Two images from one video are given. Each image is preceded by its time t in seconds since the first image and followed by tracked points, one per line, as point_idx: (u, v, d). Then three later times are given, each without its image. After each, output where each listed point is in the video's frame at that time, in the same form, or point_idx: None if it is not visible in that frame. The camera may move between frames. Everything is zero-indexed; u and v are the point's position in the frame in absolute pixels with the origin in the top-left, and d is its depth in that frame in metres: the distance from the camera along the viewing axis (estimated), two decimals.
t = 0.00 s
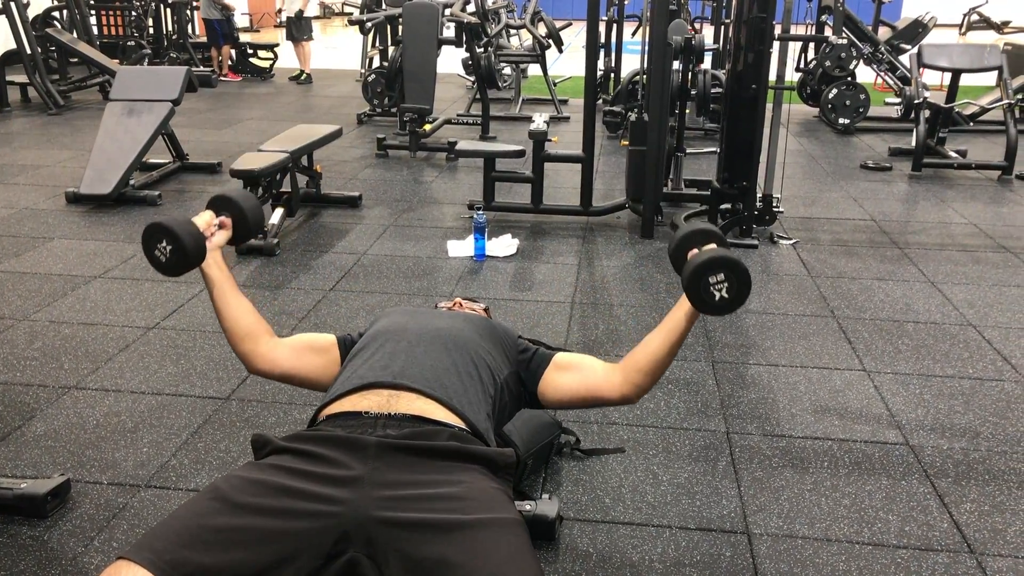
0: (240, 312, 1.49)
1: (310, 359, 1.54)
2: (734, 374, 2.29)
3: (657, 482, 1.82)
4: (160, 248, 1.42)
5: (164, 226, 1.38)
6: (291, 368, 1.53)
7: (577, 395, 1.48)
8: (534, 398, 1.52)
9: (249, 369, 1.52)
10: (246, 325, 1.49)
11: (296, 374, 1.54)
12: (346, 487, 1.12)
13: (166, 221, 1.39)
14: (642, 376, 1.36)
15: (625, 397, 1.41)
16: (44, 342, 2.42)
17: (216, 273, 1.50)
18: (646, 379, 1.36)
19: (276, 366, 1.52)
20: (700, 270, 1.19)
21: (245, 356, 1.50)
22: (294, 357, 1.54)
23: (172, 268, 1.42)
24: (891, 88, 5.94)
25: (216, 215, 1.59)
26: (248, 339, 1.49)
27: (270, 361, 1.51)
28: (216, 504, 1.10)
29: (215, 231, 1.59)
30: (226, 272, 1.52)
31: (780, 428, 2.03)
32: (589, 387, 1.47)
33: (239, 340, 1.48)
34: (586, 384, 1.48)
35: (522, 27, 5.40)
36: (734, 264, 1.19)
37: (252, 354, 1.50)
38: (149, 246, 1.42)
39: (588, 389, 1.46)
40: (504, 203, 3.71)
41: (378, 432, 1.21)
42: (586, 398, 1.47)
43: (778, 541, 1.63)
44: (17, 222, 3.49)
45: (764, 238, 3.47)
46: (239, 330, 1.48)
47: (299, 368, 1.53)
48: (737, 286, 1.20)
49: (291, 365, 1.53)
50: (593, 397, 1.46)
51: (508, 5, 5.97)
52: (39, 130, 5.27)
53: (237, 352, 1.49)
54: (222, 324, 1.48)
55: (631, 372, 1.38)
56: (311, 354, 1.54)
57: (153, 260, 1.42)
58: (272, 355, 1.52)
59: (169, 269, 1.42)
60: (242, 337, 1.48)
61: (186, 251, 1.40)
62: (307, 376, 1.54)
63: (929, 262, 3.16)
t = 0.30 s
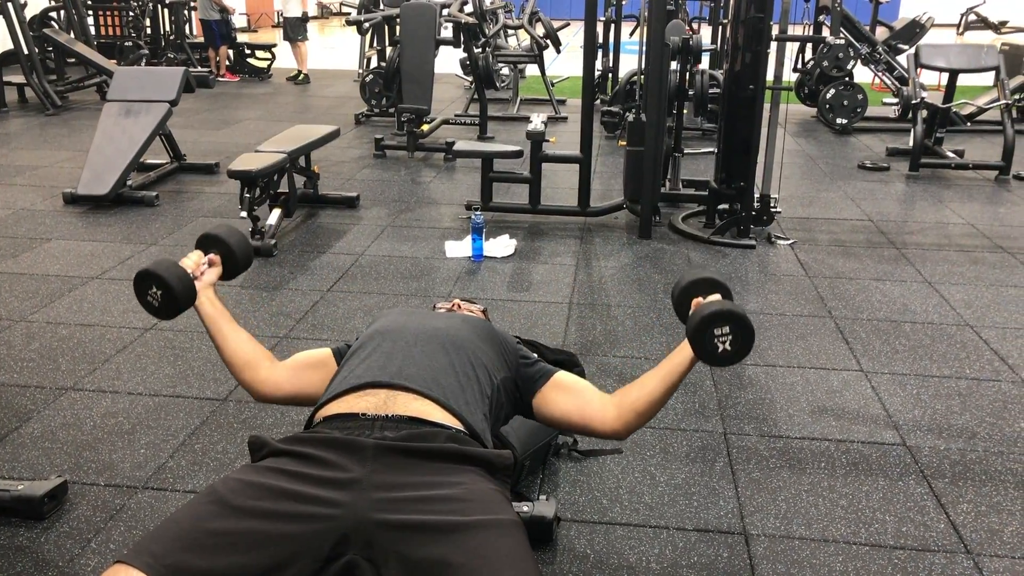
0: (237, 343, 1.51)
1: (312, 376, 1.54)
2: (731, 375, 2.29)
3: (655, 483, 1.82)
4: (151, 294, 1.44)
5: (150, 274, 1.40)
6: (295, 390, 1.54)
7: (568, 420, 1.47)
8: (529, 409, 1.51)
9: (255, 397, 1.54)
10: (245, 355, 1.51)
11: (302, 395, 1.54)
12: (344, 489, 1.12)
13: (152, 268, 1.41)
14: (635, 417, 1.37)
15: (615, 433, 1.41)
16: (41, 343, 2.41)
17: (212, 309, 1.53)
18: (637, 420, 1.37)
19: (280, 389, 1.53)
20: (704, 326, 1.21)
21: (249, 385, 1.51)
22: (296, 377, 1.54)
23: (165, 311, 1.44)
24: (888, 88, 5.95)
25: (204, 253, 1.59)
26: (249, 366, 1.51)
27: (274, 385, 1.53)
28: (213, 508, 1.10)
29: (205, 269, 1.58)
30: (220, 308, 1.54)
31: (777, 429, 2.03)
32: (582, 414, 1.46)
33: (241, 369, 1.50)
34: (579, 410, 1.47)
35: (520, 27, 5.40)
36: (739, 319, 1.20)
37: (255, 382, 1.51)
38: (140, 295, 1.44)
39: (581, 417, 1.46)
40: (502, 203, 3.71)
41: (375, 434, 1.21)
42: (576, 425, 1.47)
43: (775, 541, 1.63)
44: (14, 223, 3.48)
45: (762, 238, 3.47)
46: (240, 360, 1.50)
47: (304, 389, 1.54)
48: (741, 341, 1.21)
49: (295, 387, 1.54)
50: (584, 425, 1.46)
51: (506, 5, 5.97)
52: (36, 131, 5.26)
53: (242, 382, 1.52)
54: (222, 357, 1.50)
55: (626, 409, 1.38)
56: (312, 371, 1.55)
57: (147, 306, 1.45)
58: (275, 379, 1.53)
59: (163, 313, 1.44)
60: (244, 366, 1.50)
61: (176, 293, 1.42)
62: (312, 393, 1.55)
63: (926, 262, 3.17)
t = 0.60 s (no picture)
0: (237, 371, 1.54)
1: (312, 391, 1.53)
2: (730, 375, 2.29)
3: (653, 482, 1.82)
4: (148, 336, 1.48)
5: (143, 317, 1.45)
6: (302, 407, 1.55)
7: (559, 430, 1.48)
8: (523, 412, 1.51)
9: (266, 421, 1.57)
10: (246, 382, 1.55)
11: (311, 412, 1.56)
12: (342, 489, 1.12)
13: (144, 311, 1.45)
14: (627, 439, 1.39)
15: (604, 450, 1.42)
16: (40, 343, 2.41)
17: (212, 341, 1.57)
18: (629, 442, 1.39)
19: (286, 409, 1.54)
20: (699, 371, 1.26)
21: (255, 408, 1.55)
22: (298, 393, 1.54)
23: (165, 350, 1.48)
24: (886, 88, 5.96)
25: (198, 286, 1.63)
26: (253, 392, 1.54)
27: (279, 406, 1.54)
28: (211, 507, 1.10)
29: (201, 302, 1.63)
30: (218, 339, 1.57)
31: (776, 429, 2.03)
32: (573, 427, 1.47)
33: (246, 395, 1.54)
34: (572, 422, 1.47)
35: (518, 27, 5.40)
36: (732, 359, 1.24)
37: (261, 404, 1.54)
38: (140, 338, 1.49)
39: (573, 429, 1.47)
40: (500, 203, 3.71)
41: (374, 433, 1.21)
42: (567, 436, 1.47)
43: (774, 541, 1.63)
44: (12, 223, 3.48)
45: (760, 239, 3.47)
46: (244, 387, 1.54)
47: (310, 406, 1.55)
48: (739, 377, 1.26)
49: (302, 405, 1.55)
50: (574, 438, 1.46)
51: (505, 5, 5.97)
52: (35, 131, 5.26)
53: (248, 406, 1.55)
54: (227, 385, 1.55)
55: (619, 429, 1.39)
56: (312, 384, 1.54)
57: (148, 347, 1.50)
58: (280, 400, 1.54)
59: (163, 351, 1.49)
60: (249, 392, 1.54)
61: (171, 333, 1.46)
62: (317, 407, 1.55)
63: (925, 262, 3.17)
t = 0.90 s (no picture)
0: (229, 359, 1.53)
1: (306, 384, 1.54)
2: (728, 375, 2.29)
3: (652, 482, 1.82)
4: (141, 323, 1.48)
5: (136, 302, 1.44)
6: (295, 400, 1.54)
7: (560, 421, 1.48)
8: (522, 407, 1.51)
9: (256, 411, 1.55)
10: (239, 369, 1.53)
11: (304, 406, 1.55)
12: (341, 489, 1.12)
13: (137, 297, 1.45)
14: (627, 426, 1.38)
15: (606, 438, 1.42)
16: (38, 343, 2.41)
17: (205, 329, 1.56)
18: (630, 429, 1.38)
19: (279, 401, 1.54)
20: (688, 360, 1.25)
21: (247, 398, 1.53)
22: (292, 386, 1.54)
23: (157, 338, 1.48)
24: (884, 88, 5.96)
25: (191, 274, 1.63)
26: (245, 382, 1.53)
27: (272, 398, 1.53)
28: (211, 507, 1.10)
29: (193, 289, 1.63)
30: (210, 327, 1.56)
31: (774, 428, 2.03)
32: (573, 417, 1.47)
33: (237, 385, 1.53)
34: (572, 414, 1.47)
35: (517, 27, 5.40)
36: (707, 340, 1.22)
37: (253, 394, 1.53)
38: (133, 326, 1.49)
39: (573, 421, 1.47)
40: (499, 203, 3.71)
41: (374, 433, 1.21)
42: (568, 428, 1.47)
43: (773, 541, 1.64)
44: (11, 223, 3.48)
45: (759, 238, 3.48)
46: (235, 377, 1.53)
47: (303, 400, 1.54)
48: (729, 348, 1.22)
49: (294, 398, 1.54)
50: (574, 427, 1.46)
51: (503, 5, 5.97)
52: (33, 131, 5.25)
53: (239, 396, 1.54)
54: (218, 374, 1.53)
55: (620, 417, 1.39)
56: (306, 379, 1.54)
57: (138, 333, 1.49)
58: (272, 392, 1.53)
59: (157, 338, 1.48)
60: (239, 381, 1.53)
61: (164, 320, 1.45)
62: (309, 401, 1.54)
63: (923, 262, 3.17)
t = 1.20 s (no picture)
0: (227, 319, 1.47)
1: (302, 365, 1.53)
2: (725, 374, 2.30)
3: (649, 481, 1.82)
4: (143, 266, 1.39)
5: (145, 245, 1.35)
6: (284, 376, 1.53)
7: (564, 409, 1.48)
8: (522, 403, 1.51)
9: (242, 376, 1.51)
10: (236, 332, 1.48)
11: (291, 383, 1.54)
12: (337, 488, 1.12)
13: (147, 240, 1.36)
14: (631, 397, 1.37)
15: (613, 413, 1.41)
16: (36, 343, 2.41)
17: (205, 282, 1.48)
18: (633, 398, 1.37)
19: (270, 375, 1.51)
20: (670, 313, 1.21)
21: (236, 363, 1.49)
22: (286, 362, 1.53)
23: (158, 284, 1.39)
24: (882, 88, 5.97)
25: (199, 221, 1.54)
26: (239, 346, 1.48)
27: (263, 369, 1.51)
28: (206, 506, 1.10)
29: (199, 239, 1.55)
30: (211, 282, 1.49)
31: (772, 427, 2.03)
32: (576, 401, 1.46)
33: (230, 348, 1.47)
34: (573, 398, 1.47)
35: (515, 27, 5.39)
36: (678, 291, 1.18)
37: (243, 361, 1.49)
38: (132, 266, 1.40)
39: (577, 405, 1.46)
40: (497, 203, 3.71)
41: (370, 433, 1.21)
42: (573, 413, 1.47)
43: (770, 540, 1.64)
44: (9, 223, 3.48)
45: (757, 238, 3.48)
46: (230, 339, 1.47)
47: (294, 378, 1.53)
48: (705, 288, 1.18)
49: (284, 374, 1.53)
50: (579, 410, 1.46)
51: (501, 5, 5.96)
52: (31, 131, 5.25)
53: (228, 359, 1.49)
54: (211, 333, 1.47)
55: (618, 388, 1.38)
56: (302, 359, 1.53)
57: (137, 274, 1.40)
58: (265, 364, 1.51)
59: (155, 285, 1.40)
60: (232, 344, 1.48)
61: (170, 270, 1.37)
62: (299, 381, 1.54)
63: (920, 262, 3.18)
